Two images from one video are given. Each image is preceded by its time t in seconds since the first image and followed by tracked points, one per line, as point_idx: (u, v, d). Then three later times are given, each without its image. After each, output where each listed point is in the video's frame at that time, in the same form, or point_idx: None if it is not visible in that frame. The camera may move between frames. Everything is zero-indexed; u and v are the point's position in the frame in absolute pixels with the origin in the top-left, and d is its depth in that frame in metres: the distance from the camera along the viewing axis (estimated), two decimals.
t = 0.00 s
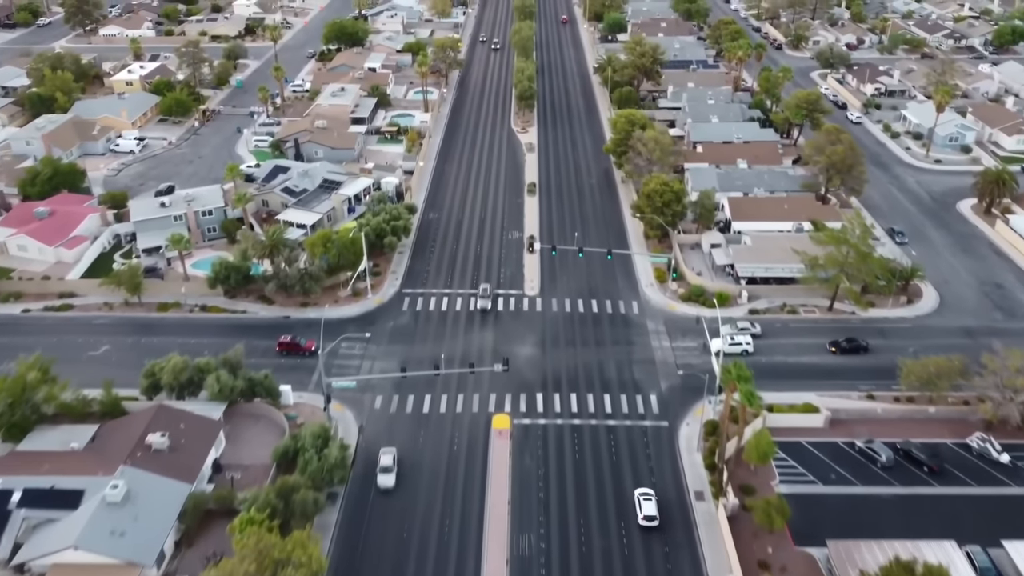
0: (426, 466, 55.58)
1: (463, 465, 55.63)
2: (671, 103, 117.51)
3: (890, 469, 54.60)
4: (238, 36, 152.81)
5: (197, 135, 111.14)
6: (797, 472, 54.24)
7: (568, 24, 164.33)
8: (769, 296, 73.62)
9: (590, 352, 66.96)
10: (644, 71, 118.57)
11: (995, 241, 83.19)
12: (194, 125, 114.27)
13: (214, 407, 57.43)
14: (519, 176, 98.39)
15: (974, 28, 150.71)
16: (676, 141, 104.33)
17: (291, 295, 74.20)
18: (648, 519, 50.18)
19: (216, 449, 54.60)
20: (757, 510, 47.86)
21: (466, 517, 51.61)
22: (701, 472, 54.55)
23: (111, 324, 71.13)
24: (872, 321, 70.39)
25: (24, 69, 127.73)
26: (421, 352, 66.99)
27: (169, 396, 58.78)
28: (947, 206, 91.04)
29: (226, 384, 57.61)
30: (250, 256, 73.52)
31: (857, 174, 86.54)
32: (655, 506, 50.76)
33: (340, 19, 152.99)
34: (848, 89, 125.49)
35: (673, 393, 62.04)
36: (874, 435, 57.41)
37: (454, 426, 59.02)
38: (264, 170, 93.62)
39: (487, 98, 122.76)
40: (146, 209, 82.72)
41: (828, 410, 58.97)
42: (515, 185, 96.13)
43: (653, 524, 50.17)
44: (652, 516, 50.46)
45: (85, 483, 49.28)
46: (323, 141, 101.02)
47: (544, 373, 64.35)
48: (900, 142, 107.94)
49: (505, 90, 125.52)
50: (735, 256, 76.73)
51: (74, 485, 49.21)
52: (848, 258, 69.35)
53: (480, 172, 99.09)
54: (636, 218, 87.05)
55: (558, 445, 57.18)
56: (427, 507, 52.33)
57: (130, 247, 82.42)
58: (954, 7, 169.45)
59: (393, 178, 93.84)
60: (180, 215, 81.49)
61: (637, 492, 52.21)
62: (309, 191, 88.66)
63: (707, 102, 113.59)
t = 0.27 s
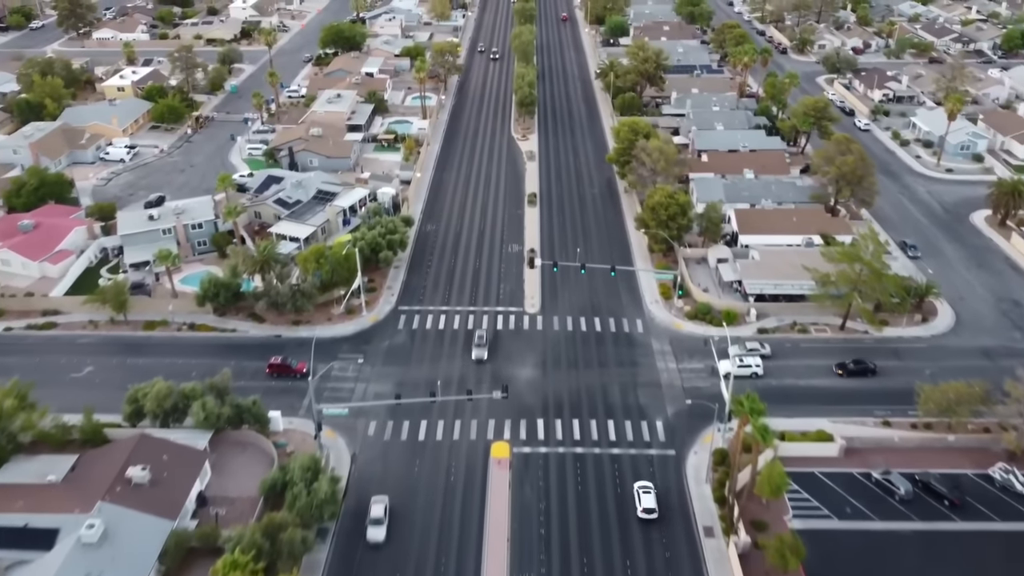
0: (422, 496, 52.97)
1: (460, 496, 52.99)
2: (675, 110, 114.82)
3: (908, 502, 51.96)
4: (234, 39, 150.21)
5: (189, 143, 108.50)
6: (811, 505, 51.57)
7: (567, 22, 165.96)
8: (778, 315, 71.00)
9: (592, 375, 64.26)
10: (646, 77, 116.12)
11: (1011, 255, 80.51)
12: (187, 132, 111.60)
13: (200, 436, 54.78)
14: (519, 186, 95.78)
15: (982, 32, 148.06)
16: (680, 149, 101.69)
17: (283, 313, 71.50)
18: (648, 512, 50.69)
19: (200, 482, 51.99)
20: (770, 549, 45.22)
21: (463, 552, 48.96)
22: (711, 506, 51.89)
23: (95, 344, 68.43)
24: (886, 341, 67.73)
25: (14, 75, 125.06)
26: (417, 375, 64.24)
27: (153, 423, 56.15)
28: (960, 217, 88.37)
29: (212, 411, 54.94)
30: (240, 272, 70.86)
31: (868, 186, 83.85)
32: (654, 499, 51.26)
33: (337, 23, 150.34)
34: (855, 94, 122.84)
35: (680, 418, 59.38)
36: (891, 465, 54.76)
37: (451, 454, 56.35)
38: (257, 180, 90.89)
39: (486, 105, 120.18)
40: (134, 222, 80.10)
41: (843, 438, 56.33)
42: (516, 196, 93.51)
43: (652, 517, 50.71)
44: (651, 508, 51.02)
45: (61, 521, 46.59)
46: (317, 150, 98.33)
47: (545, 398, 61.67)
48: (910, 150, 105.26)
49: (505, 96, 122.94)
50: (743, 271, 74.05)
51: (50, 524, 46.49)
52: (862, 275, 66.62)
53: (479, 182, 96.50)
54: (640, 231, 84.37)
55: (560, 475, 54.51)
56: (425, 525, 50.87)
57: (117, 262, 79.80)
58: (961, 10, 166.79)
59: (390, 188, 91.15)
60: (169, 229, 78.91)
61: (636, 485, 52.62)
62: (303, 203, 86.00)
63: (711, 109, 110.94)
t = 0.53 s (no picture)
0: (416, 536, 50.05)
1: (457, 536, 50.05)
2: (679, 117, 111.83)
3: (931, 543, 49.01)
4: (229, 43, 147.27)
5: (180, 152, 105.60)
6: (828, 547, 48.61)
7: (567, 20, 167.25)
8: (789, 337, 68.08)
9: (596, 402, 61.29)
10: (650, 84, 113.11)
11: None
12: (178, 141, 108.65)
13: (182, 470, 51.84)
14: (519, 197, 92.93)
15: (992, 36, 145.03)
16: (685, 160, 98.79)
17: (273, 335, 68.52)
18: (647, 504, 51.29)
19: (180, 522, 49.02)
20: None
21: None
22: (722, 549, 48.93)
23: (76, 367, 65.50)
24: (902, 365, 64.79)
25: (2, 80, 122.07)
26: (412, 403, 61.18)
27: (132, 457, 53.23)
28: (975, 231, 85.38)
29: (195, 444, 51.99)
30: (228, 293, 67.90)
31: (880, 199, 80.90)
32: (653, 491, 51.87)
33: (333, 27, 147.34)
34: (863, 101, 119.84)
35: (688, 450, 56.44)
36: (912, 501, 51.82)
37: (447, 490, 53.39)
38: (248, 192, 87.97)
39: (486, 112, 117.33)
40: (119, 238, 77.19)
41: (860, 473, 53.36)
42: (516, 208, 90.65)
43: (651, 508, 51.35)
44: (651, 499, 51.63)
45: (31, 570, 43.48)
46: (311, 160, 95.42)
47: (545, 427, 58.73)
48: (921, 160, 102.27)
49: (504, 104, 120.12)
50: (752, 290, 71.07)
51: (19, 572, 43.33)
52: (878, 297, 63.59)
53: (478, 194, 93.53)
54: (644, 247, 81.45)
55: (561, 513, 51.54)
56: (418, 567, 47.91)
57: (101, 280, 76.88)
58: (969, 13, 163.75)
59: (385, 201, 88.21)
60: (156, 245, 76.02)
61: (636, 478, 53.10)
62: (295, 216, 83.03)
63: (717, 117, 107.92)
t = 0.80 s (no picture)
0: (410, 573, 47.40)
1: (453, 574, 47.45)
2: (683, 124, 109.10)
3: None
4: (224, 47, 144.63)
5: (172, 161, 102.96)
6: None
7: (568, 17, 167.79)
8: (800, 358, 65.45)
9: (599, 429, 58.61)
10: (653, 90, 110.30)
11: None
12: (169, 149, 105.98)
13: (164, 506, 49.17)
14: (519, 208, 90.38)
15: (1000, 41, 142.32)
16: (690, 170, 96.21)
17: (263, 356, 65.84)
18: (646, 497, 51.74)
19: (162, 562, 46.28)
20: None
21: None
22: None
23: (57, 391, 62.80)
24: (918, 389, 62.10)
25: None
26: (406, 430, 58.46)
27: (112, 491, 50.52)
28: (990, 244, 82.67)
29: (177, 478, 49.27)
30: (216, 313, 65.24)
31: (892, 212, 78.19)
32: (652, 484, 52.34)
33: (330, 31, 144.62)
34: (871, 107, 117.15)
35: (696, 482, 53.77)
36: (933, 538, 49.09)
37: (443, 525, 50.68)
38: (240, 204, 85.30)
39: (485, 119, 114.74)
40: (105, 253, 74.53)
41: (878, 507, 50.67)
42: (516, 219, 88.08)
43: (650, 501, 51.85)
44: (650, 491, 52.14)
45: None
46: (305, 170, 92.77)
47: (546, 456, 56.09)
48: (931, 169, 99.55)
49: (504, 110, 117.56)
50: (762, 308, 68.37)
51: None
52: (894, 317, 60.77)
53: (477, 205, 90.90)
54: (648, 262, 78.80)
55: (563, 549, 48.86)
56: None
57: (86, 296, 74.30)
58: (977, 16, 160.95)
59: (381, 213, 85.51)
60: (143, 260, 73.42)
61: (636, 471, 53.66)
62: (288, 229, 80.28)
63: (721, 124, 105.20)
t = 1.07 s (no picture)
0: None
1: None
2: (687, 133, 106.16)
3: None
4: (218, 52, 141.82)
5: (161, 171, 100.01)
6: None
7: (568, 14, 168.29)
8: (813, 384, 62.55)
9: (602, 460, 55.72)
10: (656, 97, 107.26)
11: None
12: (159, 159, 103.01)
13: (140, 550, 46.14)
14: (519, 220, 87.63)
15: (1010, 45, 139.35)
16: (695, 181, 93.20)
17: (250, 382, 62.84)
18: (645, 489, 52.39)
19: None
20: None
21: None
22: None
23: (34, 419, 59.84)
24: (938, 418, 59.16)
25: None
26: (400, 463, 55.43)
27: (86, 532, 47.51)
28: (1007, 259, 79.71)
29: (154, 520, 46.23)
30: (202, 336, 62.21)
31: (907, 228, 75.24)
32: (651, 477, 53.06)
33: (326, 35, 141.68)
34: (880, 115, 114.24)
35: (705, 521, 50.85)
36: None
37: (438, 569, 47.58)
38: (229, 217, 82.26)
39: (484, 127, 111.93)
40: (87, 271, 71.51)
41: (899, 550, 47.70)
42: (515, 232, 85.29)
43: (649, 493, 52.49)
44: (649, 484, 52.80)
45: None
46: (298, 181, 89.80)
47: (547, 490, 53.18)
48: (943, 180, 96.59)
49: (504, 118, 114.75)
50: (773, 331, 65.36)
51: None
52: (914, 343, 57.71)
53: (475, 217, 88.17)
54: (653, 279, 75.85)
55: None
56: None
57: (68, 316, 71.36)
58: (985, 20, 157.93)
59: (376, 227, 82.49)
60: (127, 279, 70.51)
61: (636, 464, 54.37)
62: (278, 245, 77.23)
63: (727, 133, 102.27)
